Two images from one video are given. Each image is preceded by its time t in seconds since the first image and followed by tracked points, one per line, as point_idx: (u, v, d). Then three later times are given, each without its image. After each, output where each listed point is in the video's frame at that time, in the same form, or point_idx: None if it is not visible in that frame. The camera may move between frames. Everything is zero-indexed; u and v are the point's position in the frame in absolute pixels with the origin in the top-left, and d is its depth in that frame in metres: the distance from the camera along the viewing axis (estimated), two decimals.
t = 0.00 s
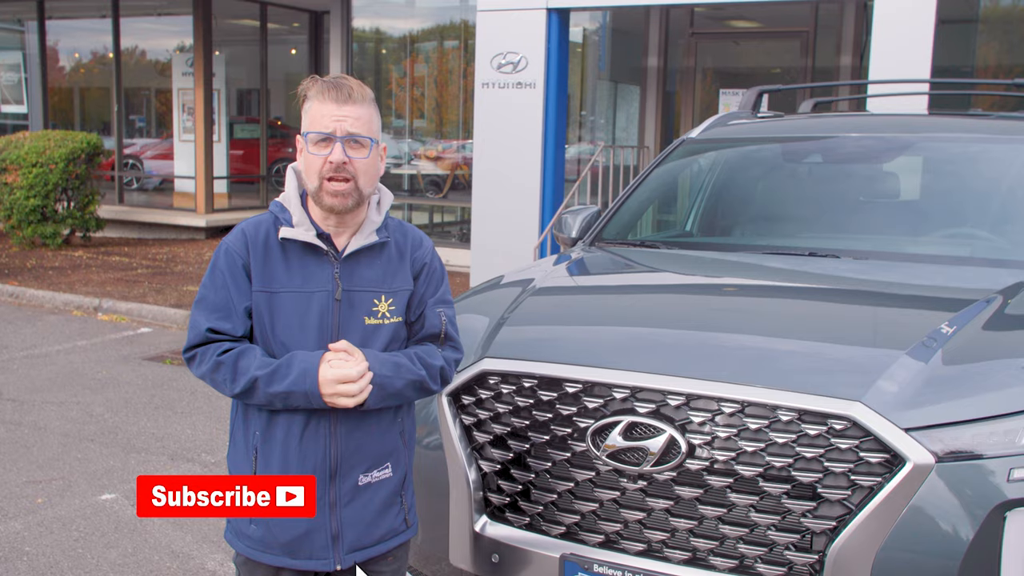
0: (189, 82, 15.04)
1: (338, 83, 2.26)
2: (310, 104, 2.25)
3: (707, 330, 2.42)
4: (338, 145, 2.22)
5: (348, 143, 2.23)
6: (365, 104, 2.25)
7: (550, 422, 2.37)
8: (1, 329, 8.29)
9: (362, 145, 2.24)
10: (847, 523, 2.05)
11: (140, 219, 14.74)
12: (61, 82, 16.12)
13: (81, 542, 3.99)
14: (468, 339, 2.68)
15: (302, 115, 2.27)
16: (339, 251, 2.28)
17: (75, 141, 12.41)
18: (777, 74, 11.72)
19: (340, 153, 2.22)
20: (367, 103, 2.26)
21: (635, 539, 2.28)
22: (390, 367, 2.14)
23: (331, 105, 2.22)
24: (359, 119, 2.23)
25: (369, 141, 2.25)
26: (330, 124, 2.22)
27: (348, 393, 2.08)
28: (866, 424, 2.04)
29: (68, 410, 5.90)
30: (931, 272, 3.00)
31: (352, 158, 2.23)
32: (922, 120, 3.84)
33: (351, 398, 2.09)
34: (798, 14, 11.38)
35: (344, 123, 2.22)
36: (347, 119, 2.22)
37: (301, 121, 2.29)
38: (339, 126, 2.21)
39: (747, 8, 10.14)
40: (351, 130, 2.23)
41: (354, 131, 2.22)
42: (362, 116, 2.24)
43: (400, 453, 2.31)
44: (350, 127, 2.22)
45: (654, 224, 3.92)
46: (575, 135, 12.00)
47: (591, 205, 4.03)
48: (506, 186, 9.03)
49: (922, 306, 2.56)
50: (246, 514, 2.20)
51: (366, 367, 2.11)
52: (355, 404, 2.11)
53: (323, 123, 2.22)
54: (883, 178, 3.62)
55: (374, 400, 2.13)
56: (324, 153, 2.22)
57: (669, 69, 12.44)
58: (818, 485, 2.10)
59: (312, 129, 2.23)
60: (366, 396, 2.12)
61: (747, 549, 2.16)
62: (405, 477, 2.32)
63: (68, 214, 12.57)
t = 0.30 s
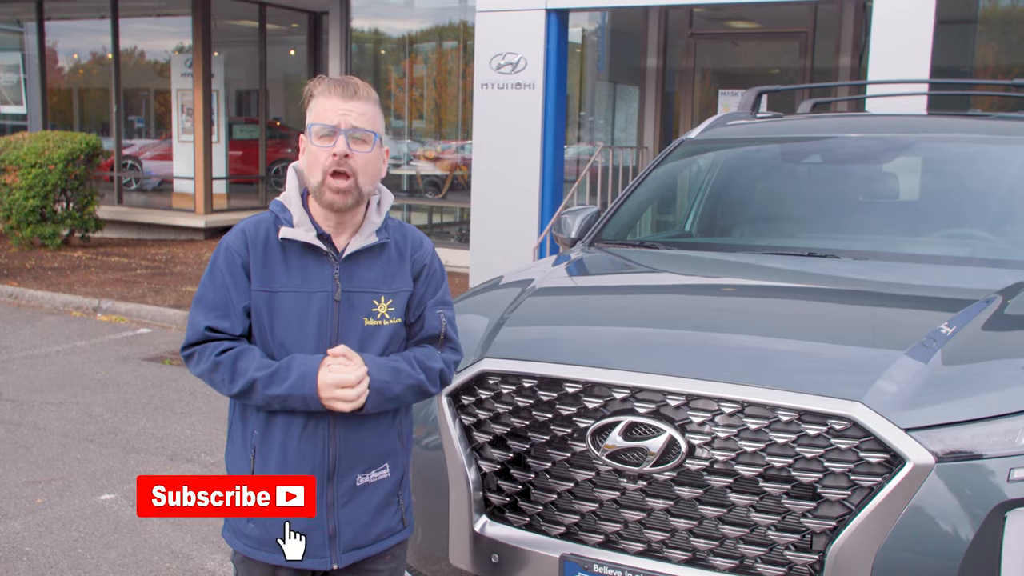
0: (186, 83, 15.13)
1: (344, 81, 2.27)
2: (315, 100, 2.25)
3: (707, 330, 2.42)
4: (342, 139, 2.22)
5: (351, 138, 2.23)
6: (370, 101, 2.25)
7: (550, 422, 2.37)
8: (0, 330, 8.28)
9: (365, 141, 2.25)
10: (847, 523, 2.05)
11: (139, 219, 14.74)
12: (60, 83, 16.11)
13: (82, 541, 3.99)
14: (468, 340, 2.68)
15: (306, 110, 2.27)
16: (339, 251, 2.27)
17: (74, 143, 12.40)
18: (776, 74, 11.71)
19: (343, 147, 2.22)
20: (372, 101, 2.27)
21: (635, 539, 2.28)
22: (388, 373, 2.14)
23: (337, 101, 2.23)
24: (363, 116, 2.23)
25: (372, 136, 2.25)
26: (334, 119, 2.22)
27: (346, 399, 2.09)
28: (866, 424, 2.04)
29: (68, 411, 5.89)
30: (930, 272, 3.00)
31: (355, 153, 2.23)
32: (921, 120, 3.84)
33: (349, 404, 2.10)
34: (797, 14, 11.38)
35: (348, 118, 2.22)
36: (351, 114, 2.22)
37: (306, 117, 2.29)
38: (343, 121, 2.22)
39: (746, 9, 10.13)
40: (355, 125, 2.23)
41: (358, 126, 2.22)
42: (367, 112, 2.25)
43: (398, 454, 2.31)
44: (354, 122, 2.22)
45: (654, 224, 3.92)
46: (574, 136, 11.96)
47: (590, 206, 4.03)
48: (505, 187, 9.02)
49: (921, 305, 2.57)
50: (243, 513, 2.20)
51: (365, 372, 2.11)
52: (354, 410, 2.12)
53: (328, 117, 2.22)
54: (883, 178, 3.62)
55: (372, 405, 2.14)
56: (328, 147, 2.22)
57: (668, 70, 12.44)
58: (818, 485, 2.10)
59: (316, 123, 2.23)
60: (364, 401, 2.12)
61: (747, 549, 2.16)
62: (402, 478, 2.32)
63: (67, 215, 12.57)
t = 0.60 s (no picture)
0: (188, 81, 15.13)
1: (337, 76, 2.29)
2: (308, 94, 2.27)
3: (710, 328, 2.41)
4: (335, 131, 2.23)
5: (345, 130, 2.24)
6: (363, 94, 2.27)
7: (553, 420, 2.37)
8: (3, 328, 8.29)
9: (358, 132, 2.26)
10: (850, 522, 2.05)
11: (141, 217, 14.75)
12: (62, 81, 16.12)
13: (85, 539, 4.00)
14: (469, 337, 2.68)
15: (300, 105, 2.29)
16: (334, 245, 2.28)
17: (76, 140, 12.41)
18: (778, 72, 11.71)
19: (336, 139, 2.23)
20: (365, 93, 2.29)
21: (638, 537, 2.28)
22: (387, 360, 2.15)
23: (331, 94, 2.24)
24: (357, 108, 2.25)
25: (366, 128, 2.27)
26: (327, 112, 2.24)
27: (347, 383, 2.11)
28: (869, 422, 2.04)
29: (70, 409, 5.90)
30: (933, 270, 3.00)
31: (349, 145, 2.24)
32: (924, 117, 3.84)
33: (350, 389, 2.11)
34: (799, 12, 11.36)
35: (341, 110, 2.24)
36: (345, 107, 2.24)
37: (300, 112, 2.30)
38: (337, 113, 2.23)
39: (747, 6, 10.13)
40: (349, 117, 2.24)
41: (352, 119, 2.24)
42: (360, 105, 2.26)
43: (393, 447, 2.32)
44: (348, 114, 2.24)
45: (656, 222, 3.92)
46: (576, 134, 11.91)
47: (592, 204, 4.02)
48: (507, 185, 9.02)
49: (924, 303, 2.56)
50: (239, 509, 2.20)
51: (363, 359, 2.13)
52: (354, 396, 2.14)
53: (322, 110, 2.24)
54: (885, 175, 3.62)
55: (370, 392, 2.15)
56: (321, 139, 2.24)
57: (670, 67, 12.42)
58: (821, 483, 2.10)
59: (310, 115, 2.25)
60: (363, 387, 2.14)
61: (749, 547, 2.16)
62: (397, 471, 2.33)
63: (69, 212, 12.59)
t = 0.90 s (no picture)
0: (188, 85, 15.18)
1: (319, 80, 2.31)
2: (290, 99, 2.29)
3: (710, 332, 2.41)
4: (317, 135, 2.25)
5: (327, 134, 2.26)
6: (344, 98, 2.29)
7: (553, 424, 2.37)
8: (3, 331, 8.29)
9: (340, 136, 2.28)
10: (849, 525, 2.05)
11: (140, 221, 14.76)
12: (62, 85, 16.13)
13: (84, 543, 4.00)
14: (469, 341, 2.68)
15: (282, 111, 2.31)
16: (318, 249, 2.28)
17: (76, 144, 12.43)
18: (777, 75, 11.71)
19: (318, 143, 2.24)
20: (345, 98, 2.31)
21: (637, 541, 2.27)
22: (371, 361, 2.16)
23: (312, 98, 2.26)
24: (338, 112, 2.27)
25: (347, 132, 2.29)
26: (309, 116, 2.25)
27: (333, 384, 2.11)
28: (868, 426, 2.04)
29: (70, 413, 5.90)
30: (933, 274, 3.00)
31: (331, 149, 2.26)
32: (923, 121, 3.84)
33: (337, 389, 2.11)
34: (798, 15, 11.37)
35: (323, 114, 2.25)
36: (327, 110, 2.26)
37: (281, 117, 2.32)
38: (318, 117, 2.25)
39: (746, 10, 10.13)
40: (331, 121, 2.26)
41: (334, 122, 2.26)
42: (342, 109, 2.28)
43: (379, 449, 2.32)
44: (330, 118, 2.26)
45: (656, 225, 3.93)
46: (576, 136, 12.14)
47: (592, 207, 4.02)
48: (506, 190, 9.03)
49: (924, 307, 2.56)
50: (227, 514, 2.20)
51: (349, 359, 2.13)
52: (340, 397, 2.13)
53: (304, 114, 2.26)
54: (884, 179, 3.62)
55: (357, 393, 2.15)
56: (304, 143, 2.25)
57: (669, 71, 12.42)
58: (821, 487, 2.10)
59: (292, 119, 2.27)
60: (350, 388, 2.14)
61: (749, 551, 2.15)
62: (384, 473, 2.33)
63: (69, 216, 12.60)
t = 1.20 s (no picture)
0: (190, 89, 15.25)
1: (290, 84, 2.32)
2: (263, 105, 2.30)
3: (712, 336, 2.42)
4: (295, 140, 2.28)
5: (304, 138, 2.28)
6: (317, 101, 2.31)
7: (554, 428, 2.37)
8: (4, 336, 8.30)
9: (317, 140, 2.30)
10: (851, 530, 2.05)
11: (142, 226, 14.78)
12: (65, 89, 16.16)
13: (86, 547, 4.00)
14: (471, 346, 2.67)
15: (257, 116, 2.32)
16: (298, 250, 2.33)
17: (78, 148, 12.45)
18: (779, 79, 11.72)
19: (296, 149, 2.27)
20: (320, 101, 2.32)
21: (638, 545, 2.27)
22: (353, 359, 2.20)
23: (285, 104, 2.27)
24: (313, 116, 2.29)
25: (323, 136, 2.31)
26: (285, 121, 2.27)
27: (314, 382, 2.15)
28: (869, 430, 2.05)
29: (71, 416, 5.91)
30: (934, 278, 3.01)
31: (309, 153, 2.29)
32: (925, 125, 3.85)
33: (318, 388, 2.15)
34: (799, 19, 11.38)
35: (299, 119, 2.27)
36: (302, 115, 2.28)
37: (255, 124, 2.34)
38: (294, 123, 2.27)
39: (746, 13, 10.13)
40: (307, 126, 2.28)
41: (310, 127, 2.28)
42: (317, 113, 2.30)
43: (364, 449, 2.38)
44: (306, 123, 2.28)
45: (657, 229, 3.94)
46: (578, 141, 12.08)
47: (593, 212, 4.03)
48: (507, 194, 9.04)
49: (925, 311, 2.57)
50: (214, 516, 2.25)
51: (330, 357, 2.18)
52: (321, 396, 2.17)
53: (278, 120, 2.27)
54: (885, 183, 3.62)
55: (337, 391, 2.19)
56: (281, 150, 2.28)
57: (670, 75, 12.43)
58: (822, 492, 2.10)
59: (267, 127, 2.28)
60: (331, 386, 2.18)
61: (750, 555, 2.15)
62: (369, 472, 2.40)
63: (72, 220, 12.62)
